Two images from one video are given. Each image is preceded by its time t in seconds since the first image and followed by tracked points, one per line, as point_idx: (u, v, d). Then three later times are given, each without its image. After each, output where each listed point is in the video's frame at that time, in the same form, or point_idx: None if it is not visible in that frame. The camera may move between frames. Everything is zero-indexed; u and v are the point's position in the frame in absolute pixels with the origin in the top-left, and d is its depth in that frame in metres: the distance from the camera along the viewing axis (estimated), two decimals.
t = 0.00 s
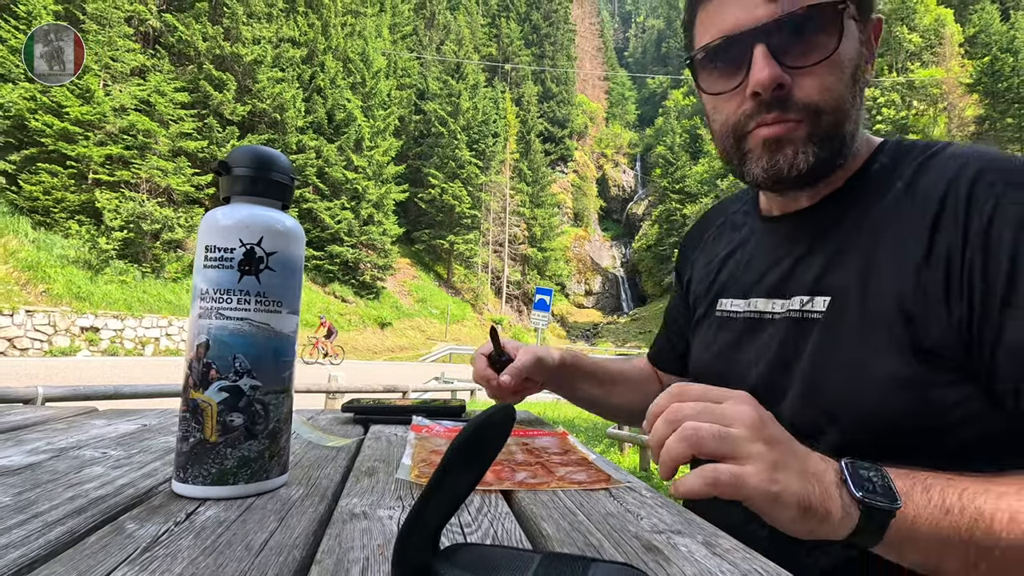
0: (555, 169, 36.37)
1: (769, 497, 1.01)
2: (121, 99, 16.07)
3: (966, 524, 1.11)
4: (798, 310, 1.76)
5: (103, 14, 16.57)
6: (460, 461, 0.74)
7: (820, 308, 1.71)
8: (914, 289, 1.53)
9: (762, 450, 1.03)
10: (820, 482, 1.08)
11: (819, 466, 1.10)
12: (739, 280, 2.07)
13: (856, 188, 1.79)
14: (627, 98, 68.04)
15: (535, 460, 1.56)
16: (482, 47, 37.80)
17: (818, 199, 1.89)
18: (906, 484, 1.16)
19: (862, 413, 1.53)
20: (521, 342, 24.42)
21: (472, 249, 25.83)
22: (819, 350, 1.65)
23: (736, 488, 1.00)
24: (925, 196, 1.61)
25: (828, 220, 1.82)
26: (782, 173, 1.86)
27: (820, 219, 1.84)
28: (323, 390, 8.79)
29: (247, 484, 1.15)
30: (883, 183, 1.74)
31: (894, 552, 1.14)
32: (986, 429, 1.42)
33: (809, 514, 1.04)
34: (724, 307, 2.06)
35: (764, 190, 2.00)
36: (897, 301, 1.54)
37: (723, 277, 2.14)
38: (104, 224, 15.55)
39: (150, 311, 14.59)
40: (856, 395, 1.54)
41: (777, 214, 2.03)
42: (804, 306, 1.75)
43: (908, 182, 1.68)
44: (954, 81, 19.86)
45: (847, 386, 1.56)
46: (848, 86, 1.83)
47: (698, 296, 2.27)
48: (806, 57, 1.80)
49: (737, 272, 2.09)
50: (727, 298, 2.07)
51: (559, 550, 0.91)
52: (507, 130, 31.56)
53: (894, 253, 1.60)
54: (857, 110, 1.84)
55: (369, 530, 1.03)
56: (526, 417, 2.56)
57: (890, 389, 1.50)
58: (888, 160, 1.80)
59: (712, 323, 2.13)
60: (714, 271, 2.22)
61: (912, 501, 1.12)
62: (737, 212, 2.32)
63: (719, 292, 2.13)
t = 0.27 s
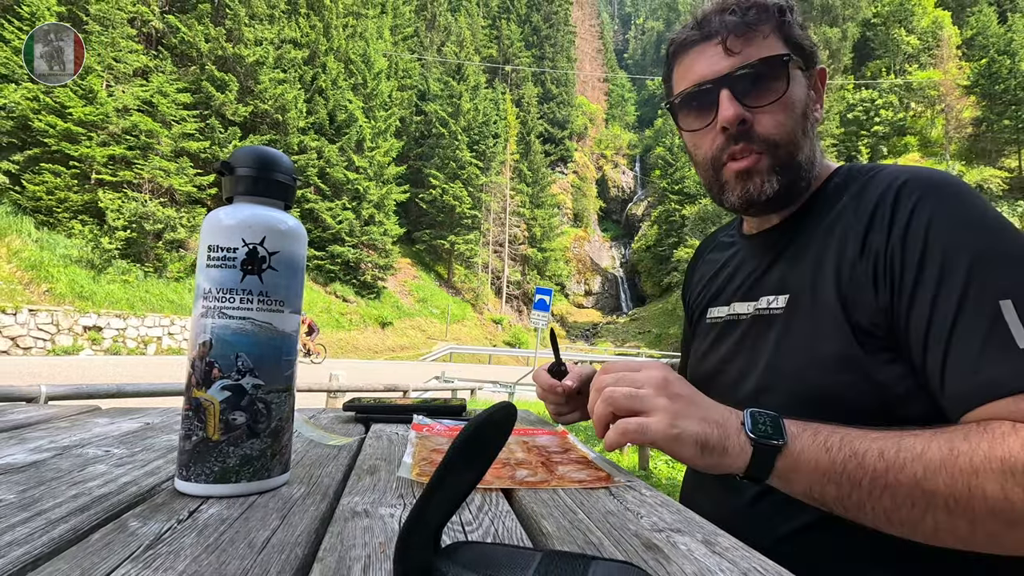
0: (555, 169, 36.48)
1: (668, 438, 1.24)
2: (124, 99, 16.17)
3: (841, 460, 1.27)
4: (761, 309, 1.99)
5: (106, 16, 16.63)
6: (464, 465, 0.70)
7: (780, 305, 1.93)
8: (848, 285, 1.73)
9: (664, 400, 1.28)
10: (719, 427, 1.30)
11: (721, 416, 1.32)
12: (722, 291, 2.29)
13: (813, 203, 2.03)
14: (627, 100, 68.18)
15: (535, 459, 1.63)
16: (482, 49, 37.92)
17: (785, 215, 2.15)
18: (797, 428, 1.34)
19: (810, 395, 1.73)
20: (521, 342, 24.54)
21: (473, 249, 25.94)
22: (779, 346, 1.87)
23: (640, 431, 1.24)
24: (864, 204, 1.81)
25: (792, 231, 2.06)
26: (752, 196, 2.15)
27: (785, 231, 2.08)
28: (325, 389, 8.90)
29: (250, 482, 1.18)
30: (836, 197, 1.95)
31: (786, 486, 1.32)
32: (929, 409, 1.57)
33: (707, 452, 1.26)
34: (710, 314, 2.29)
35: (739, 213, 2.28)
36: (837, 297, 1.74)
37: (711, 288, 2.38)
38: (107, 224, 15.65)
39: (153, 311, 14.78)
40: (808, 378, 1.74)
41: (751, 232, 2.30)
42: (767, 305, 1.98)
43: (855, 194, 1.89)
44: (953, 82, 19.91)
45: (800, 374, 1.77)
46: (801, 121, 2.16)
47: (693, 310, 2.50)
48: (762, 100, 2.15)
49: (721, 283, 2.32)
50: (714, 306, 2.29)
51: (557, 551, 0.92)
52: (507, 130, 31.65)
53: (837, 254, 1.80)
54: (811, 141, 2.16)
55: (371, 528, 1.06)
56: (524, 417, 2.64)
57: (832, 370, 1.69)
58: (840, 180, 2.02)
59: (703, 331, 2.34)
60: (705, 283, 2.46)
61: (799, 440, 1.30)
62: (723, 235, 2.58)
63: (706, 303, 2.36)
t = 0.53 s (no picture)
0: (554, 170, 36.60)
1: (603, 405, 1.57)
2: (126, 100, 16.26)
3: (748, 432, 1.54)
4: (760, 306, 2.09)
5: (108, 17, 16.71)
6: (465, 464, 0.67)
7: (774, 301, 2.03)
8: (833, 276, 1.81)
9: (600, 377, 1.66)
10: (647, 398, 1.60)
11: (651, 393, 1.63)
12: (729, 294, 2.38)
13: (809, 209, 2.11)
14: (626, 101, 68.34)
15: (536, 458, 1.65)
16: (482, 50, 38.03)
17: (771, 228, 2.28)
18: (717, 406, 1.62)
19: (803, 386, 1.81)
20: (521, 342, 24.64)
21: (473, 249, 26.05)
22: (773, 340, 1.96)
23: (578, 404, 1.61)
24: (853, 202, 1.89)
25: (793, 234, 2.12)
26: (724, 223, 2.40)
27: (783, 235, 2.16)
28: (326, 388, 8.98)
29: (251, 481, 1.17)
30: (830, 200, 2.03)
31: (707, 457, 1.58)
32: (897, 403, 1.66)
33: (633, 418, 1.56)
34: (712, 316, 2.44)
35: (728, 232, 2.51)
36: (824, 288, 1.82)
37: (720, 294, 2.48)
38: (109, 224, 15.74)
39: (155, 310, 14.88)
40: (797, 373, 1.83)
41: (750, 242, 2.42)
42: (765, 301, 2.07)
43: (847, 195, 1.97)
44: (950, 83, 20.00)
45: (790, 366, 1.85)
46: (762, 148, 2.27)
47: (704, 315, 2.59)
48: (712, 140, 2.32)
49: (728, 287, 2.41)
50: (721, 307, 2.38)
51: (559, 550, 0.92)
52: (507, 131, 31.74)
53: (826, 247, 1.87)
54: (781, 161, 2.24)
55: (374, 526, 1.06)
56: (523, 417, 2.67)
57: (816, 360, 1.78)
58: (836, 186, 2.07)
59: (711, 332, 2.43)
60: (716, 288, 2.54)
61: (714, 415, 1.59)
62: (734, 241, 2.68)
63: (715, 307, 2.44)
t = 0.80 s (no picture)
0: (554, 171, 36.73)
1: (577, 426, 1.64)
2: (129, 101, 16.39)
3: (723, 444, 1.61)
4: (761, 307, 2.17)
5: (111, 18, 16.82)
6: (465, 463, 0.70)
7: (776, 303, 2.11)
8: (836, 278, 1.87)
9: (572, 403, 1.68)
10: (623, 418, 1.67)
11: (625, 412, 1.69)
12: (729, 293, 2.47)
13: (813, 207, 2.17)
14: (626, 102, 68.53)
15: (533, 457, 1.66)
16: (483, 52, 38.20)
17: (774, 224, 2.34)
18: (696, 416, 1.69)
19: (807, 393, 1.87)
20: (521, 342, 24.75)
21: (473, 249, 26.18)
22: (775, 342, 2.04)
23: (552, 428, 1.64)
24: (859, 201, 1.95)
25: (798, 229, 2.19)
26: (733, 216, 2.42)
27: (788, 232, 2.22)
28: (327, 388, 9.07)
29: (253, 480, 1.19)
30: (836, 197, 2.09)
31: (684, 464, 1.67)
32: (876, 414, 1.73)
33: (613, 439, 1.64)
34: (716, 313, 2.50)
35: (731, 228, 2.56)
36: (828, 290, 1.88)
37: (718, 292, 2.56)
38: (112, 224, 15.85)
39: (157, 309, 14.99)
40: (795, 375, 1.91)
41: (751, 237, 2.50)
42: (766, 302, 2.15)
43: (852, 193, 2.03)
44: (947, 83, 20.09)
45: (790, 368, 1.93)
46: (775, 134, 2.34)
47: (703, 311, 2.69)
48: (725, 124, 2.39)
49: (728, 284, 2.49)
50: (721, 306, 2.47)
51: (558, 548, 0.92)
52: (507, 132, 31.87)
53: (830, 249, 1.93)
54: (791, 151, 2.33)
55: (374, 525, 1.07)
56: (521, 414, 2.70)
57: (817, 366, 1.84)
58: (841, 183, 2.14)
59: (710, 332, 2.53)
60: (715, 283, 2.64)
61: (692, 426, 1.65)
62: (734, 235, 2.78)
63: (715, 305, 2.53)
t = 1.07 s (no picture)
0: (554, 172, 36.91)
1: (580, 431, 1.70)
2: (131, 102, 16.50)
3: (723, 447, 1.62)
4: (768, 307, 2.18)
5: (114, 20, 16.94)
6: (464, 463, 0.73)
7: (783, 303, 2.12)
8: (848, 278, 1.88)
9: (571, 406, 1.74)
10: (623, 420, 1.71)
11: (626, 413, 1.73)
12: (729, 291, 2.51)
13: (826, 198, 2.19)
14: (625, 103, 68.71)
15: (536, 455, 1.70)
16: (483, 53, 38.41)
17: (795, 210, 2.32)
18: (696, 419, 1.71)
19: (816, 398, 1.89)
20: (521, 342, 24.87)
21: (474, 250, 26.31)
22: (784, 343, 2.06)
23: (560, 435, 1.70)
24: (872, 199, 1.95)
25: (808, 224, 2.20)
26: (774, 187, 2.28)
27: (795, 230, 2.24)
28: (329, 387, 9.17)
29: (254, 478, 1.24)
30: (847, 192, 2.10)
31: (683, 465, 1.68)
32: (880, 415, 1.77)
33: (614, 442, 1.69)
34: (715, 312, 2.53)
35: (752, 208, 2.45)
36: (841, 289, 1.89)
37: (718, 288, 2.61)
38: (114, 224, 15.97)
39: (160, 309, 15.11)
40: (803, 381, 1.93)
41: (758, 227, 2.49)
42: (773, 302, 2.17)
43: (864, 189, 2.04)
44: (944, 85, 20.21)
45: (801, 369, 1.95)
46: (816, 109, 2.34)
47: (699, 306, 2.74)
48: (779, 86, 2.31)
49: (729, 281, 2.53)
50: (720, 305, 2.53)
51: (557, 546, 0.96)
52: (507, 133, 32.03)
53: (841, 248, 1.95)
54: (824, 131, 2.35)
55: (373, 523, 1.11)
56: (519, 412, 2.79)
57: (828, 371, 1.86)
58: (853, 174, 2.18)
59: (708, 329, 2.58)
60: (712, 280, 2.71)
61: (692, 429, 1.67)
62: (730, 230, 2.83)
63: (714, 302, 2.58)
